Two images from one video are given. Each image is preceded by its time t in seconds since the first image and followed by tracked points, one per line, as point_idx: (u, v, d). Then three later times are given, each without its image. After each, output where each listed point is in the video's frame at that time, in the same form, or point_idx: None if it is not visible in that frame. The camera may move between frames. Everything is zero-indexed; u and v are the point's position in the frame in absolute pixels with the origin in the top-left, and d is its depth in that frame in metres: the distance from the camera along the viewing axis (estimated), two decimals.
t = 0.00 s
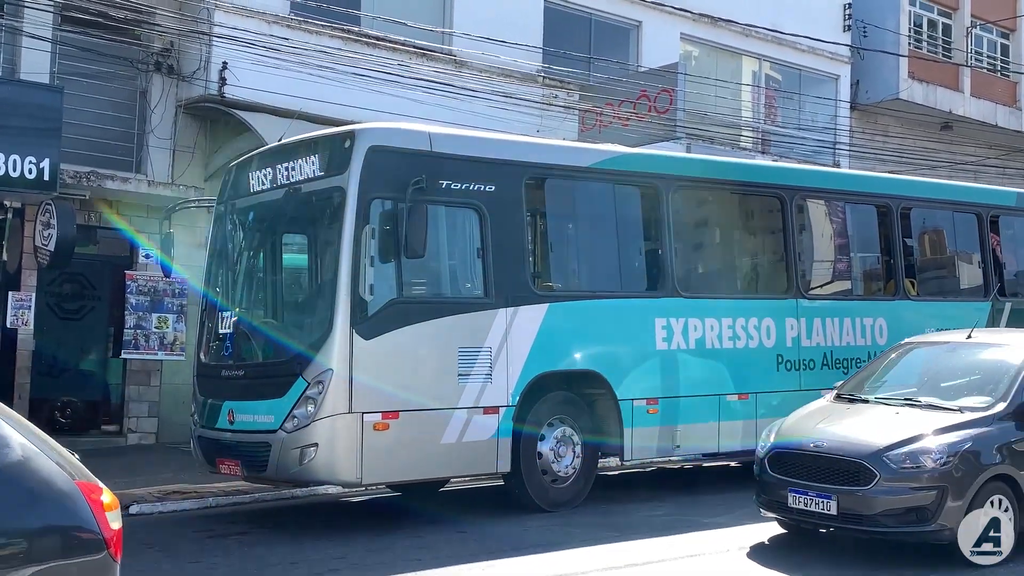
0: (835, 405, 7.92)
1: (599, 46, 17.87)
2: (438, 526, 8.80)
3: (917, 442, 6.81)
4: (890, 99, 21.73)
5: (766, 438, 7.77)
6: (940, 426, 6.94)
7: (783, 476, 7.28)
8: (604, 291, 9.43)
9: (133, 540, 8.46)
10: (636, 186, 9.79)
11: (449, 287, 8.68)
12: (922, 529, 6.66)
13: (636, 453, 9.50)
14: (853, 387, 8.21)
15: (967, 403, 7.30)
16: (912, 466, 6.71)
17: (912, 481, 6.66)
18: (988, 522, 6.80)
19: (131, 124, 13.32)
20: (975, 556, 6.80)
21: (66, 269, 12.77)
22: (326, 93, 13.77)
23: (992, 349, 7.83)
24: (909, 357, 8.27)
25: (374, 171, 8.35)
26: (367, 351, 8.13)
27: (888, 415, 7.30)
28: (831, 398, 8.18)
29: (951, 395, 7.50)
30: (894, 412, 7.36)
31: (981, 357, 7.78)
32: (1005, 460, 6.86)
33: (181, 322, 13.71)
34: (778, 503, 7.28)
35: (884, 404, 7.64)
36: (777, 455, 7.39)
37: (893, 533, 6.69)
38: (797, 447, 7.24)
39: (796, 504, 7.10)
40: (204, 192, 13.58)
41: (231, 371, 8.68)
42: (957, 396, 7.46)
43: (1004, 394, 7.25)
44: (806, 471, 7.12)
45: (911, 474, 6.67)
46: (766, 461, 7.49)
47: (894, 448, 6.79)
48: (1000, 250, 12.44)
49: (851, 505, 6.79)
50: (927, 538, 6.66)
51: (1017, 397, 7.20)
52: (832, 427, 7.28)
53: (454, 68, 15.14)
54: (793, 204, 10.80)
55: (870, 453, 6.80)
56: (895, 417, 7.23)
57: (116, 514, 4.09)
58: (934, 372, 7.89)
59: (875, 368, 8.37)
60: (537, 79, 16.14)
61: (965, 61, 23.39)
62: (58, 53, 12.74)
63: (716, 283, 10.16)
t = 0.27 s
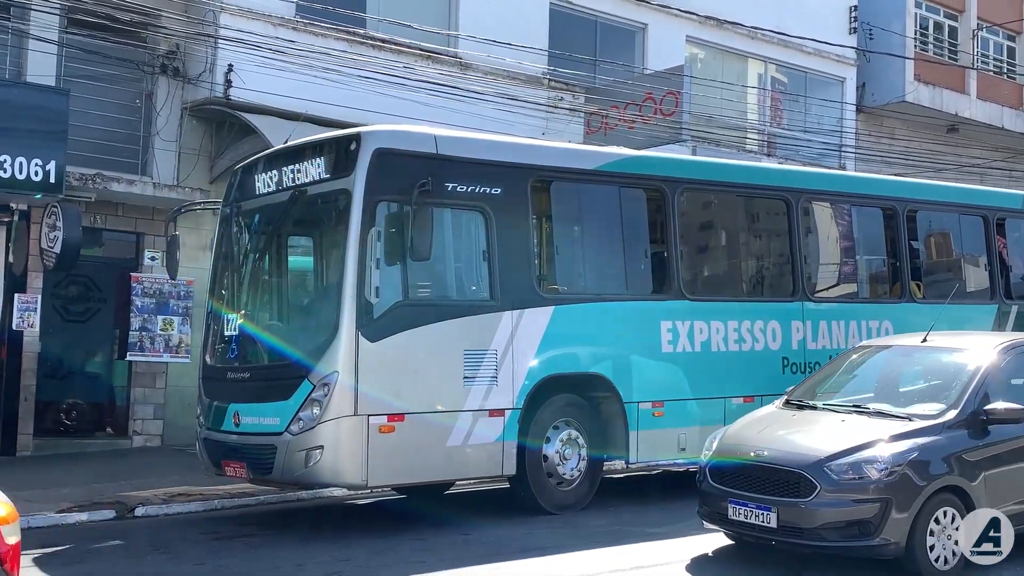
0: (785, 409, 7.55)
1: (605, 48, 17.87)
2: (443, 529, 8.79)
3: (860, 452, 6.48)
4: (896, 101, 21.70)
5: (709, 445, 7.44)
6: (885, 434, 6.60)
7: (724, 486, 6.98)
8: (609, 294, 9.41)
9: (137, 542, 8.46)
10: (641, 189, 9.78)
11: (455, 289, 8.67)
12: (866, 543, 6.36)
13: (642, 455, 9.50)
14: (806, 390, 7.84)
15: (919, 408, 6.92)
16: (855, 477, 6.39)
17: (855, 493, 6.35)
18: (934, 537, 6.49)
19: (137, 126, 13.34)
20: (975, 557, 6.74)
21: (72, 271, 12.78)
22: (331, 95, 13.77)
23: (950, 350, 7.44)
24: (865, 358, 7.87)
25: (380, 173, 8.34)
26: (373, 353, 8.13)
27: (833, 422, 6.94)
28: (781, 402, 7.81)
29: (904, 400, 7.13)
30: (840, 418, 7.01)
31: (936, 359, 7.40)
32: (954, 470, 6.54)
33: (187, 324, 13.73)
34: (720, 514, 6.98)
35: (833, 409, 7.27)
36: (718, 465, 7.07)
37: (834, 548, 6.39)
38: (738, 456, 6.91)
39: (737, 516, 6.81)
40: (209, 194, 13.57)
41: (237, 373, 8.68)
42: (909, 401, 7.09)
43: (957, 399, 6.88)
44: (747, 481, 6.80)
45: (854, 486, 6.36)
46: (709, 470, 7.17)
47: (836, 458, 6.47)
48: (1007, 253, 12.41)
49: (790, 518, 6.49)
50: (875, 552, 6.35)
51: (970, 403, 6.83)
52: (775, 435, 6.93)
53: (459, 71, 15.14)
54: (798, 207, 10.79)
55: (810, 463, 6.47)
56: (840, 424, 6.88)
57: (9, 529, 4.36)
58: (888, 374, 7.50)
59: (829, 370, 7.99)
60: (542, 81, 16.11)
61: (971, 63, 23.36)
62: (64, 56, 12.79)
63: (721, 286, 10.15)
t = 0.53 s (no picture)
0: (733, 413, 7.22)
1: (607, 48, 17.90)
2: (447, 528, 8.80)
3: (804, 457, 6.15)
4: (898, 101, 21.73)
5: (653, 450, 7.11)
6: (830, 439, 6.27)
7: (666, 492, 6.62)
8: (613, 293, 9.44)
9: (143, 541, 8.47)
10: (645, 188, 9.81)
11: (460, 288, 8.70)
12: (811, 552, 6.03)
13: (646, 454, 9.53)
14: (756, 393, 7.50)
15: (869, 412, 6.60)
16: (799, 483, 6.05)
17: (799, 500, 6.01)
18: (882, 547, 6.14)
19: (141, 125, 13.38)
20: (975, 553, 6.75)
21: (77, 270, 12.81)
22: (335, 95, 13.80)
23: (902, 353, 7.13)
24: (819, 360, 7.54)
25: (386, 173, 8.37)
26: (378, 351, 8.15)
27: (779, 426, 6.61)
28: (730, 405, 7.47)
29: (853, 404, 6.80)
30: (787, 421, 6.69)
31: (890, 362, 7.09)
32: (903, 476, 6.21)
33: (191, 323, 13.84)
34: (662, 522, 6.61)
35: (780, 413, 6.94)
36: (660, 471, 6.72)
37: (778, 557, 6.05)
38: (682, 459, 6.58)
39: (679, 524, 6.45)
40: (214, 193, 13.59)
41: (243, 372, 8.70)
42: (859, 405, 6.76)
43: (908, 403, 6.57)
44: (688, 487, 6.45)
45: (798, 492, 6.02)
46: (651, 475, 6.83)
47: (779, 463, 6.13)
48: (1009, 252, 12.45)
49: (732, 526, 6.14)
50: (818, 562, 6.01)
51: (921, 407, 6.52)
52: (719, 438, 6.60)
53: (462, 70, 15.17)
54: (802, 206, 10.82)
55: (753, 469, 6.13)
56: (785, 428, 6.54)
57: None
58: (840, 377, 7.17)
59: (781, 373, 7.66)
60: (545, 81, 16.12)
61: (973, 62, 23.39)
62: (69, 55, 12.81)
63: (725, 285, 10.18)
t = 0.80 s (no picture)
0: (697, 411, 7.03)
1: (610, 44, 17.89)
2: (450, 524, 8.82)
3: (763, 457, 5.96)
4: (899, 98, 21.75)
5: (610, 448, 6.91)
6: (790, 438, 6.09)
7: (624, 493, 6.42)
8: (617, 290, 9.45)
9: (148, 536, 8.49)
10: (649, 185, 9.82)
11: (464, 284, 8.70)
12: (767, 555, 5.83)
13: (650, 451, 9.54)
14: (722, 392, 7.31)
15: (831, 412, 6.42)
16: (757, 484, 5.85)
17: (756, 501, 5.81)
18: (841, 551, 5.95)
19: (144, 121, 13.38)
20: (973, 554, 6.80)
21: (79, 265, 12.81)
22: (338, 91, 13.81)
23: (871, 352, 6.96)
24: (786, 358, 7.37)
25: (391, 168, 8.38)
26: (382, 348, 8.16)
27: (739, 425, 6.43)
28: (695, 403, 7.28)
29: (818, 403, 6.63)
30: (745, 421, 6.51)
31: (858, 361, 6.92)
32: (866, 477, 6.03)
33: (193, 319, 13.79)
34: (618, 524, 6.42)
35: (744, 411, 6.76)
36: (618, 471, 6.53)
37: (734, 560, 5.85)
38: (640, 459, 6.37)
39: (635, 525, 6.25)
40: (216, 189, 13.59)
41: (247, 368, 8.71)
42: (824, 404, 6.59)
43: (872, 402, 6.40)
44: (646, 487, 6.26)
45: (754, 494, 5.82)
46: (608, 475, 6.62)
47: (737, 463, 5.93)
48: (1011, 249, 12.47)
49: (688, 527, 5.95)
50: (776, 566, 5.82)
51: (886, 406, 6.36)
52: (677, 438, 6.41)
53: (465, 66, 15.16)
54: (805, 203, 10.83)
55: (710, 469, 5.94)
56: (746, 428, 6.35)
57: None
58: (803, 377, 6.99)
59: (748, 371, 7.48)
60: (547, 77, 16.13)
61: (974, 59, 23.39)
62: (72, 50, 12.79)
63: (728, 282, 10.19)
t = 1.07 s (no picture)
0: (646, 408, 6.78)
1: (615, 40, 17.92)
2: (453, 518, 8.84)
3: (705, 457, 5.74)
4: (902, 96, 21.78)
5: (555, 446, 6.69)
6: (737, 437, 5.87)
7: (567, 493, 6.25)
8: (621, 286, 9.48)
9: (153, 527, 8.52)
10: (655, 181, 9.85)
11: (469, 279, 8.73)
12: (708, 560, 5.63)
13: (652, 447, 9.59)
14: (674, 389, 7.07)
15: (780, 411, 6.20)
16: (699, 486, 5.64)
17: (698, 503, 5.61)
18: (786, 556, 5.73)
19: (149, 113, 13.39)
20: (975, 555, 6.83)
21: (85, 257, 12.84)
22: (343, 85, 13.84)
23: (828, 349, 6.74)
24: (739, 356, 7.14)
25: (399, 163, 8.40)
26: (388, 341, 8.19)
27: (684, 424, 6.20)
28: (646, 401, 7.03)
29: (770, 402, 6.40)
30: (690, 420, 6.29)
31: (813, 358, 6.69)
32: (813, 480, 5.81)
33: (198, 312, 13.78)
34: (563, 525, 6.24)
35: (692, 409, 6.52)
36: (562, 471, 6.34)
37: (673, 564, 5.68)
38: (582, 459, 6.19)
39: (577, 527, 6.09)
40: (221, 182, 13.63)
41: (254, 360, 8.73)
42: (776, 403, 6.35)
43: (823, 402, 6.18)
44: (587, 488, 6.08)
45: (695, 496, 5.62)
46: (551, 475, 6.42)
47: (679, 464, 5.72)
48: (1015, 249, 12.52)
49: (628, 530, 5.77)
50: (716, 571, 5.62)
51: (837, 406, 6.13)
52: (621, 437, 6.20)
53: (470, 61, 15.18)
54: (810, 200, 10.87)
55: (650, 470, 5.74)
56: (693, 427, 6.12)
57: None
58: (755, 374, 6.77)
59: (702, 368, 7.23)
60: (552, 72, 16.16)
61: (978, 58, 23.44)
62: (78, 42, 12.82)
63: (731, 279, 10.22)
